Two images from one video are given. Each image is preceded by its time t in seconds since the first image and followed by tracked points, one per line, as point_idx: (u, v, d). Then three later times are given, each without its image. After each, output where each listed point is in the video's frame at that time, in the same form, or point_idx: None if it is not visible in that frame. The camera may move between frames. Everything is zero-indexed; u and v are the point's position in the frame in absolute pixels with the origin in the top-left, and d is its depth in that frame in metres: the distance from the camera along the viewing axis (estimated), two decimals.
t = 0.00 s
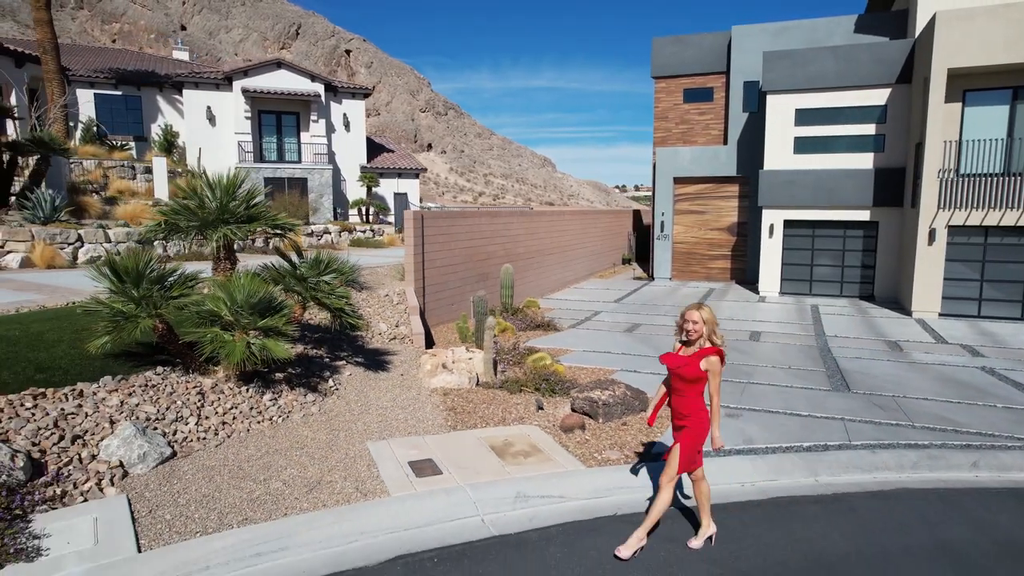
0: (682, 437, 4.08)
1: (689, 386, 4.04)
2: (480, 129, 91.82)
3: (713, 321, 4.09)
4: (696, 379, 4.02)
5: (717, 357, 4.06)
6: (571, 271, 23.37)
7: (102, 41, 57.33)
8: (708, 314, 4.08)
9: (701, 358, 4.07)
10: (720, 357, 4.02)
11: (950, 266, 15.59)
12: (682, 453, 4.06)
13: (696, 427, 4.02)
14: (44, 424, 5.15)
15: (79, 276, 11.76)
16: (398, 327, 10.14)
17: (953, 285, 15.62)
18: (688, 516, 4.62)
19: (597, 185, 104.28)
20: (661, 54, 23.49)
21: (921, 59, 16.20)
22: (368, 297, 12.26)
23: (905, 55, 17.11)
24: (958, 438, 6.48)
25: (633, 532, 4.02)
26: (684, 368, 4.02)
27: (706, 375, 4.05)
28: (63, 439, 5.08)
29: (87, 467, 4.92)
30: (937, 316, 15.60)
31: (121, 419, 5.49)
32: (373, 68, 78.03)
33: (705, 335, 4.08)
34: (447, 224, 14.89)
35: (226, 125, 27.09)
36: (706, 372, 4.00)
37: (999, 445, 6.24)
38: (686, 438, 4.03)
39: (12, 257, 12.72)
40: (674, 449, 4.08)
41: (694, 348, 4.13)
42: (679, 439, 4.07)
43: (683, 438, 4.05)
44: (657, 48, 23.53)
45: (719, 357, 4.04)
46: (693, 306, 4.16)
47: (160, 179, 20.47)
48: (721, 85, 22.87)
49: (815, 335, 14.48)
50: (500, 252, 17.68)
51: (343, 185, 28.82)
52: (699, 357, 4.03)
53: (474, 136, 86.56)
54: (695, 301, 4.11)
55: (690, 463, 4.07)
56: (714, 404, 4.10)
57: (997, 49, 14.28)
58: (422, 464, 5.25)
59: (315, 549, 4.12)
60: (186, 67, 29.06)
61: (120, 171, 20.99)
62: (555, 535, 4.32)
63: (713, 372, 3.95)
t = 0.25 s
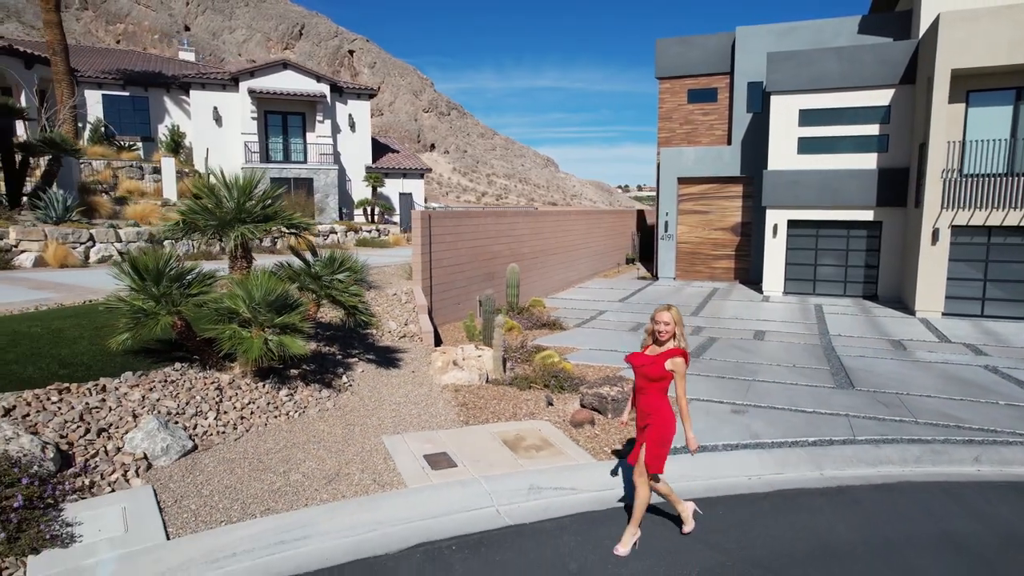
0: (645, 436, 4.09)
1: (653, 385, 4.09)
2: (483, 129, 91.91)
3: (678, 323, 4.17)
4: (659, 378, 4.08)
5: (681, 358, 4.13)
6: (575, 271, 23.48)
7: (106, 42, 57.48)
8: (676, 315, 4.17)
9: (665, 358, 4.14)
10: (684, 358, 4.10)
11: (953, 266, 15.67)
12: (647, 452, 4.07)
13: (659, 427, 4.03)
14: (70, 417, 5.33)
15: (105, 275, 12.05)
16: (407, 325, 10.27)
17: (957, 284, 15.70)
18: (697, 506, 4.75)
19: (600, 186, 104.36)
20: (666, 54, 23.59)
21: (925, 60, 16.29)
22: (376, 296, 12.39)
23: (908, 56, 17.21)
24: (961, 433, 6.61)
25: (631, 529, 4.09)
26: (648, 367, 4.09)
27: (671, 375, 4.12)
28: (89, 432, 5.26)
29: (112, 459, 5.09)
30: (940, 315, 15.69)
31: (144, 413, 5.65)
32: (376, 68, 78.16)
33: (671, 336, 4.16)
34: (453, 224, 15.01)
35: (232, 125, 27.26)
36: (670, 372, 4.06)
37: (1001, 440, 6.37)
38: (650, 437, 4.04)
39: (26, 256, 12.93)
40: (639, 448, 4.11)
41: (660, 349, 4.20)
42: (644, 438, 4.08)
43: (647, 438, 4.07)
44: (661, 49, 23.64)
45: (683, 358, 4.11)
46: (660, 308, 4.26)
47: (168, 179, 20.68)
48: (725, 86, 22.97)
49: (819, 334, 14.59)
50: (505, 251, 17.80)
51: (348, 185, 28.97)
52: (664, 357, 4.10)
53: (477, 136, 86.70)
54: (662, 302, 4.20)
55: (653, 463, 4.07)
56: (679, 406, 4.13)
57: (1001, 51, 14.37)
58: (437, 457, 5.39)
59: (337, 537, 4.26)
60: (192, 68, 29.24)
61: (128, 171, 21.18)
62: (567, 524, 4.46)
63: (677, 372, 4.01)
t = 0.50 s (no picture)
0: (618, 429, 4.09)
1: (625, 379, 4.07)
2: (486, 130, 92.07)
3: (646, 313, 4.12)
4: (631, 371, 4.04)
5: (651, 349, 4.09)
6: (579, 271, 23.58)
7: (111, 42, 57.68)
8: (642, 307, 4.13)
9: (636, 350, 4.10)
10: (653, 348, 4.06)
11: (956, 265, 15.76)
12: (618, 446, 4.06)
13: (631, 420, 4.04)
14: (94, 411, 5.50)
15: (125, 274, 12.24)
16: (415, 323, 10.41)
17: (959, 284, 15.79)
18: (705, 498, 4.89)
19: (602, 186, 104.45)
20: (669, 55, 23.71)
21: (928, 61, 16.39)
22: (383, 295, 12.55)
23: (911, 57, 17.30)
24: (962, 429, 6.74)
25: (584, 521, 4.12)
26: (618, 360, 4.07)
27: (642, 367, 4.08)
28: (112, 425, 5.43)
29: (135, 452, 5.26)
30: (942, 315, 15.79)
31: (164, 408, 5.82)
32: (379, 68, 78.35)
33: (641, 327, 4.11)
34: (459, 223, 15.15)
35: (238, 126, 27.45)
36: (639, 363, 4.03)
37: (1000, 436, 6.51)
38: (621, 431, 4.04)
39: (39, 255, 13.15)
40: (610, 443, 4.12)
41: (631, 340, 4.16)
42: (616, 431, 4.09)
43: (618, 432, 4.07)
44: (665, 50, 23.75)
45: (653, 348, 4.07)
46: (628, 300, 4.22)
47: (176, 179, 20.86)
48: (728, 86, 23.08)
49: (822, 333, 14.70)
50: (510, 251, 17.95)
51: (353, 185, 29.15)
52: (633, 348, 4.07)
53: (479, 136, 86.87)
54: (629, 295, 4.15)
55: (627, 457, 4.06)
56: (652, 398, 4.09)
57: (1003, 52, 14.47)
58: (450, 450, 5.53)
59: (355, 526, 4.40)
60: (199, 70, 29.45)
61: (136, 171, 21.37)
62: (578, 514, 4.61)
63: (645, 364, 3.97)
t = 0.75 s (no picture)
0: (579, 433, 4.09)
1: (588, 383, 4.06)
2: (489, 130, 92.20)
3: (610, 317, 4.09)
4: (593, 374, 4.03)
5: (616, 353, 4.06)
6: (583, 271, 23.70)
7: (115, 43, 57.92)
8: (607, 311, 4.11)
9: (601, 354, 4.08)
10: (617, 353, 4.02)
11: (958, 265, 15.85)
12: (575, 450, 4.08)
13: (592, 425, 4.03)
14: (114, 406, 5.67)
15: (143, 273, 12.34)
16: (423, 322, 10.54)
17: (962, 284, 15.88)
18: (710, 490, 5.02)
19: (605, 186, 104.54)
20: (673, 56, 23.83)
21: (930, 62, 16.49)
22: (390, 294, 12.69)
23: (914, 57, 17.39)
24: (962, 425, 6.87)
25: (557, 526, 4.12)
26: (581, 364, 4.07)
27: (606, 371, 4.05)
28: (132, 419, 5.60)
29: (155, 445, 5.41)
30: (945, 314, 15.87)
31: (181, 403, 5.98)
32: (383, 68, 78.56)
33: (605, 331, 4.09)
34: (464, 224, 15.29)
35: (244, 127, 27.63)
36: (601, 368, 4.00)
37: (999, 432, 6.63)
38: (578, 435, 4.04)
39: (50, 254, 13.38)
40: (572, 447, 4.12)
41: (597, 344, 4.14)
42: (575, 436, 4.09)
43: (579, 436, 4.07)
44: (669, 50, 23.87)
45: (617, 353, 4.03)
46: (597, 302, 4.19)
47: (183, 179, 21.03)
48: (732, 87, 23.19)
49: (825, 333, 14.80)
50: (515, 251, 18.08)
51: (358, 186, 29.31)
52: (597, 352, 4.04)
53: (482, 136, 87.03)
54: (594, 298, 4.15)
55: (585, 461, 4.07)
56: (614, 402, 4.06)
57: (1005, 52, 14.56)
58: (460, 444, 5.67)
59: (371, 516, 4.54)
60: (205, 71, 29.65)
61: (144, 171, 21.56)
62: (586, 506, 4.74)
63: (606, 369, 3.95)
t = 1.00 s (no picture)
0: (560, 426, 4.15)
1: (564, 376, 4.17)
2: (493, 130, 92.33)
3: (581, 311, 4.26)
4: (570, 367, 4.15)
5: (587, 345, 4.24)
6: (588, 271, 23.79)
7: (121, 44, 58.20)
8: (575, 305, 4.28)
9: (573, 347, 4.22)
10: (591, 345, 4.20)
11: (963, 265, 15.90)
12: (558, 444, 4.13)
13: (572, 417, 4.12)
14: (133, 400, 5.82)
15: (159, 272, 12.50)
16: (431, 320, 10.64)
17: (966, 283, 15.93)
18: (715, 484, 5.14)
19: (609, 185, 104.61)
20: (678, 57, 23.93)
21: (935, 62, 16.54)
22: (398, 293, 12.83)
23: (919, 58, 17.44)
24: (964, 422, 6.97)
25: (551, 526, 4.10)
26: (557, 358, 4.16)
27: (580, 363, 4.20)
28: (151, 414, 5.74)
29: (173, 439, 5.56)
30: (949, 314, 15.92)
31: (198, 398, 6.13)
32: (387, 68, 78.75)
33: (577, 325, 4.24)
34: (470, 223, 15.43)
35: (251, 127, 27.80)
36: (578, 360, 4.15)
37: (1000, 428, 6.72)
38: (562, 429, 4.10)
39: (62, 253, 13.58)
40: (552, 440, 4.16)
41: (567, 338, 4.28)
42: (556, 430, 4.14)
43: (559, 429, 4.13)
44: (673, 51, 23.96)
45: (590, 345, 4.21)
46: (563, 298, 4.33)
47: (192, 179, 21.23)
48: (737, 88, 23.27)
49: (829, 332, 14.87)
50: (520, 250, 18.20)
51: (364, 186, 29.47)
52: (571, 346, 4.18)
53: (486, 137, 87.21)
54: (563, 293, 4.29)
55: (568, 452, 4.15)
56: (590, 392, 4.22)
57: (1010, 53, 14.61)
58: (470, 438, 5.81)
59: (386, 507, 4.67)
60: (213, 71, 29.85)
61: (152, 171, 21.76)
62: (594, 498, 4.87)
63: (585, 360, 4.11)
